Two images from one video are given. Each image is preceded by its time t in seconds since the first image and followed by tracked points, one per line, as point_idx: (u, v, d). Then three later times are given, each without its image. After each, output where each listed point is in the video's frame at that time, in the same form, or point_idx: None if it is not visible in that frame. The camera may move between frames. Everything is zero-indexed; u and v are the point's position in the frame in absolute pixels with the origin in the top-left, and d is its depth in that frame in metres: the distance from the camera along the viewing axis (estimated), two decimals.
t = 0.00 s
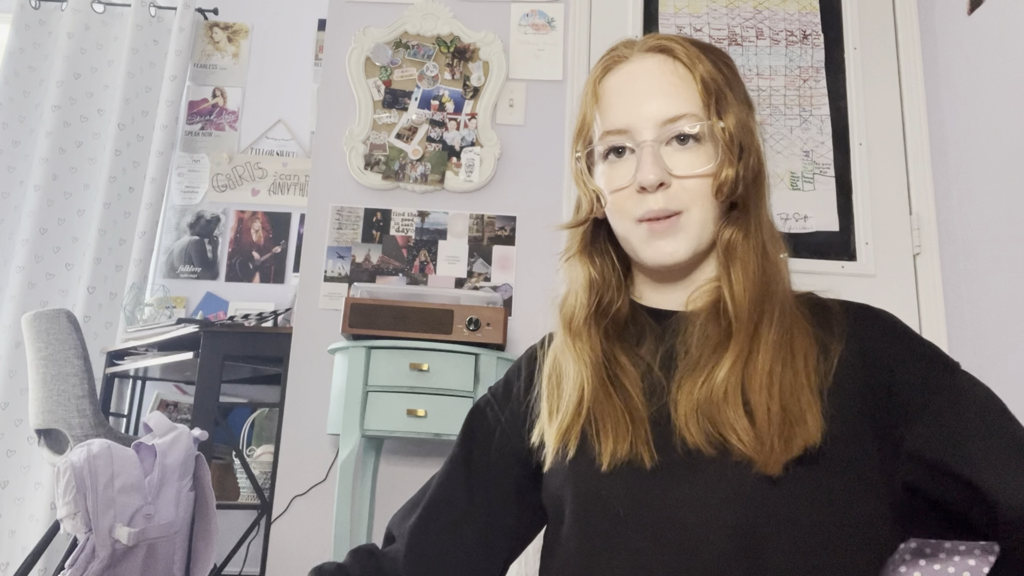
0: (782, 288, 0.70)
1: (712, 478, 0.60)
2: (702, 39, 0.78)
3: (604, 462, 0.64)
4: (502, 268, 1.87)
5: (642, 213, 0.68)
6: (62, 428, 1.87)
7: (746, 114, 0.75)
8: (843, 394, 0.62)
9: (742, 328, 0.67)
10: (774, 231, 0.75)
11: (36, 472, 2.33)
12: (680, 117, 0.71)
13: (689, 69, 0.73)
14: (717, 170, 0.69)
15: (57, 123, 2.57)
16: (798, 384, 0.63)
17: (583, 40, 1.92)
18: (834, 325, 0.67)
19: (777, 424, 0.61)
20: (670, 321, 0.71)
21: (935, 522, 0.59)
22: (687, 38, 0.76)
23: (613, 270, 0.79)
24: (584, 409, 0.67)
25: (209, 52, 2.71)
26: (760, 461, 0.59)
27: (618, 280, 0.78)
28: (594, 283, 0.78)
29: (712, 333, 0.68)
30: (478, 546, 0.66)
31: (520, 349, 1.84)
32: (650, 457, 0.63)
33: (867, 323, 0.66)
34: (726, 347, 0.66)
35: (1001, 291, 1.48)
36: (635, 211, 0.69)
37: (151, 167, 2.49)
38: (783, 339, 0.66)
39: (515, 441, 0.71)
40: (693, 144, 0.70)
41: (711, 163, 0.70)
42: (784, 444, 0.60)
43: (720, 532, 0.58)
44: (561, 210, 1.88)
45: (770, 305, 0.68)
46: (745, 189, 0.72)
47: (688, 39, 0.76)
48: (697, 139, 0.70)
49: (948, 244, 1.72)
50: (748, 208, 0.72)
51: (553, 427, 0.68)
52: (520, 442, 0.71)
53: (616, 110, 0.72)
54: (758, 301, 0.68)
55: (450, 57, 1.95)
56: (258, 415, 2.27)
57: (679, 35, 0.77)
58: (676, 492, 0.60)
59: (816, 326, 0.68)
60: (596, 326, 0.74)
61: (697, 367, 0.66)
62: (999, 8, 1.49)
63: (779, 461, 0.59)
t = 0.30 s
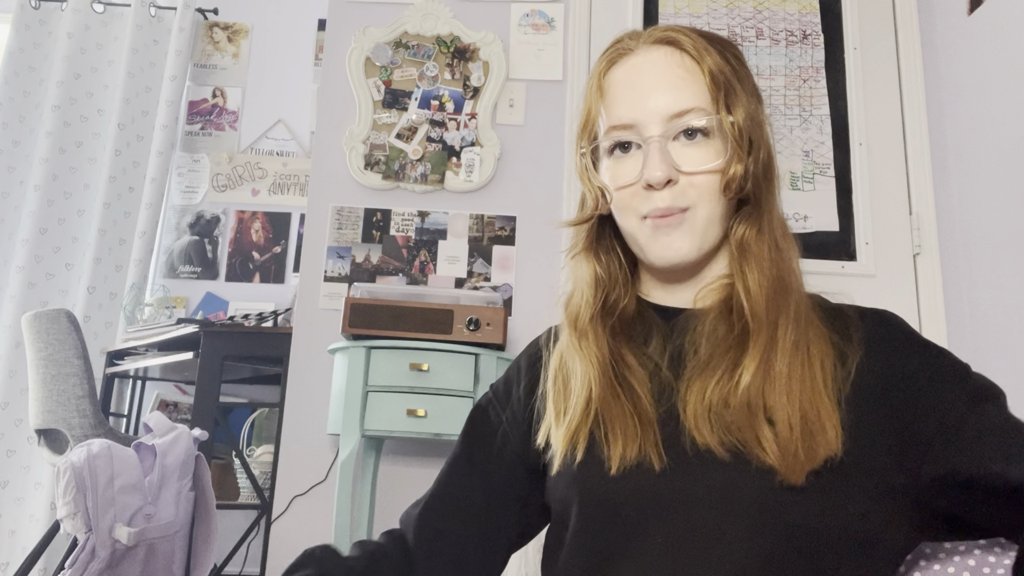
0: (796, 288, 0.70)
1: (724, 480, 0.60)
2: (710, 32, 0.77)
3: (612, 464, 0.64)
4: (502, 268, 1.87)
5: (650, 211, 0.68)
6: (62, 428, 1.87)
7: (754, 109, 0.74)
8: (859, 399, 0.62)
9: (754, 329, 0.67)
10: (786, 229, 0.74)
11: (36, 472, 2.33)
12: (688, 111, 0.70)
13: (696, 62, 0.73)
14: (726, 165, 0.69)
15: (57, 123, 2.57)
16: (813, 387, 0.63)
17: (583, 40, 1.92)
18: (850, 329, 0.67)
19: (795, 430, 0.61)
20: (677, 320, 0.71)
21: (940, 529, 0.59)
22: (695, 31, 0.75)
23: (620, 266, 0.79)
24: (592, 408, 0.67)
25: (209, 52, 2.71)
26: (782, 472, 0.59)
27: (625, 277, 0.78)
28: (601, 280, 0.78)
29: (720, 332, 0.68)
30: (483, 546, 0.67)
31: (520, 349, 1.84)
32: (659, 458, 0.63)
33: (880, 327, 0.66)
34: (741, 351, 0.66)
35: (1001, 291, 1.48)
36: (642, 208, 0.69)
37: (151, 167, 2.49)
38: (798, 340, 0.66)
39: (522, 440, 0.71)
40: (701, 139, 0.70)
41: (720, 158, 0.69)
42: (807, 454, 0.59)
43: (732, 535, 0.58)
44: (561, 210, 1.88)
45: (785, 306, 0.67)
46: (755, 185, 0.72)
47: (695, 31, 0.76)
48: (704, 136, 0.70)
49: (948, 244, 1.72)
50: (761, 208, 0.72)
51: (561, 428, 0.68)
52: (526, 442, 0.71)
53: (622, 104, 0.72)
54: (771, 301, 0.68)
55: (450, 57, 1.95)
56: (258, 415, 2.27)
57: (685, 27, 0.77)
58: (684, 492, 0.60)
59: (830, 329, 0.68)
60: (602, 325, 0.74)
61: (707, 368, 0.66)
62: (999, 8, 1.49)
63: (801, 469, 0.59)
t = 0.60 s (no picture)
0: (796, 289, 0.69)
1: (719, 481, 0.60)
2: (713, 30, 0.77)
3: (607, 466, 0.64)
4: (502, 268, 1.87)
5: (648, 210, 0.68)
6: (62, 428, 1.87)
7: (755, 107, 0.74)
8: (857, 400, 0.62)
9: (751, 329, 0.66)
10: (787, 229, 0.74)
11: (36, 472, 2.33)
12: (688, 111, 0.70)
13: (697, 61, 0.73)
14: (726, 165, 0.68)
15: (57, 123, 2.57)
16: (811, 387, 0.63)
17: (583, 40, 1.92)
18: (848, 329, 0.66)
19: (791, 431, 0.60)
20: (675, 319, 0.71)
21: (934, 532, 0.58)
22: (697, 29, 0.75)
23: (619, 265, 0.79)
24: (589, 407, 0.67)
25: (209, 52, 2.71)
26: (776, 473, 0.59)
27: (624, 276, 0.78)
28: (600, 279, 0.78)
29: (718, 332, 0.68)
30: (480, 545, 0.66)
31: (520, 349, 1.84)
32: (654, 459, 0.62)
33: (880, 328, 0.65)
34: (739, 352, 0.66)
35: (1001, 292, 1.48)
36: (640, 207, 0.68)
37: (152, 167, 2.49)
38: (795, 340, 0.65)
39: (520, 440, 0.71)
40: (701, 138, 0.70)
41: (720, 158, 0.69)
42: (803, 456, 0.59)
43: (727, 536, 0.58)
44: (560, 210, 1.88)
45: (784, 306, 0.67)
46: (755, 184, 0.72)
47: (698, 29, 0.75)
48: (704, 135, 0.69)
49: (948, 245, 1.72)
50: (761, 208, 0.72)
51: (557, 429, 0.68)
52: (522, 443, 0.71)
53: (623, 102, 0.72)
54: (771, 301, 0.68)
55: (450, 57, 1.95)
56: (258, 415, 2.27)
57: (687, 24, 0.76)
58: (680, 494, 0.60)
59: (830, 330, 0.67)
60: (600, 324, 0.74)
61: (705, 368, 0.66)
62: (999, 8, 1.49)
63: (797, 470, 0.59)
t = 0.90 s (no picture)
0: (797, 287, 0.69)
1: (718, 482, 0.60)
2: (715, 25, 0.77)
3: (607, 466, 0.64)
4: (502, 268, 1.87)
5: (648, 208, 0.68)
6: (62, 428, 1.86)
7: (756, 104, 0.74)
8: (857, 400, 0.62)
9: (751, 328, 0.66)
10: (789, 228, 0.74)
11: (36, 472, 2.33)
12: (688, 108, 0.70)
13: (698, 56, 0.72)
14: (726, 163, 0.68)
15: (57, 123, 2.57)
16: (811, 386, 0.63)
17: (583, 40, 1.93)
18: (851, 330, 0.66)
19: (790, 432, 0.60)
20: (676, 319, 0.71)
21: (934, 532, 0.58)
22: (698, 23, 0.75)
23: (620, 263, 0.79)
24: (589, 406, 0.68)
25: (209, 52, 2.71)
26: (775, 475, 0.59)
27: (625, 275, 0.78)
28: (601, 277, 0.78)
29: (718, 332, 0.68)
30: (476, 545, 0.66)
31: (520, 349, 1.84)
32: (653, 460, 0.63)
33: (882, 328, 0.65)
34: (739, 351, 0.66)
35: (1001, 292, 1.48)
36: (640, 205, 0.69)
37: (151, 167, 2.49)
38: (795, 340, 0.65)
39: (521, 440, 0.72)
40: (701, 135, 0.70)
41: (720, 155, 0.69)
42: (802, 457, 0.59)
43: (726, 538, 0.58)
44: (560, 210, 1.88)
45: (785, 305, 0.67)
46: (755, 183, 0.72)
47: (699, 23, 0.75)
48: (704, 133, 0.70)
49: (948, 245, 1.72)
50: (762, 207, 0.72)
51: (557, 428, 0.68)
52: (522, 442, 0.71)
53: (623, 98, 0.72)
54: (771, 300, 0.67)
55: (450, 57, 1.95)
56: (258, 415, 2.27)
57: (688, 19, 0.76)
58: (679, 495, 0.60)
59: (831, 330, 0.67)
60: (600, 322, 0.74)
61: (705, 368, 0.66)
62: (999, 8, 1.49)
63: (795, 471, 0.59)
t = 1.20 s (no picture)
0: (798, 287, 0.69)
1: (719, 482, 0.60)
2: (715, 23, 0.77)
3: (607, 467, 0.64)
4: (502, 268, 1.87)
5: (648, 207, 0.68)
6: (62, 428, 1.86)
7: (756, 103, 0.74)
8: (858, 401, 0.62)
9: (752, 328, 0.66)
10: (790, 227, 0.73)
11: (36, 472, 2.33)
12: (688, 106, 0.70)
13: (698, 53, 0.72)
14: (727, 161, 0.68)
15: (57, 123, 2.57)
16: (811, 386, 0.62)
17: (583, 40, 1.92)
18: (852, 331, 0.66)
19: (792, 433, 0.60)
20: (676, 318, 0.71)
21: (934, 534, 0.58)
22: (698, 20, 0.75)
23: (620, 263, 0.79)
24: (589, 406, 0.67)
25: (209, 52, 2.71)
26: (775, 475, 0.59)
27: (625, 275, 0.78)
28: (601, 276, 0.78)
29: (718, 332, 0.68)
30: (481, 547, 0.66)
31: (519, 348, 1.84)
32: (653, 461, 0.62)
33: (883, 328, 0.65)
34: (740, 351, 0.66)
35: (1001, 292, 1.48)
36: (640, 204, 0.69)
37: (151, 167, 2.49)
38: (796, 340, 0.65)
39: (521, 441, 0.72)
40: (701, 133, 0.70)
41: (720, 153, 0.69)
42: (803, 458, 0.59)
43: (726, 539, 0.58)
44: (560, 209, 1.88)
45: (785, 305, 0.67)
46: (756, 182, 0.71)
47: (699, 20, 0.75)
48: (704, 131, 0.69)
49: (948, 244, 1.72)
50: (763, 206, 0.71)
51: (557, 429, 0.68)
52: (522, 443, 0.71)
53: (623, 95, 0.72)
54: (772, 299, 0.67)
55: (450, 57, 1.95)
56: (258, 415, 2.27)
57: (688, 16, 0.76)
58: (678, 495, 0.60)
59: (832, 330, 0.67)
60: (599, 322, 0.74)
61: (705, 368, 0.66)
62: (1000, 8, 1.49)
63: (797, 473, 0.58)
